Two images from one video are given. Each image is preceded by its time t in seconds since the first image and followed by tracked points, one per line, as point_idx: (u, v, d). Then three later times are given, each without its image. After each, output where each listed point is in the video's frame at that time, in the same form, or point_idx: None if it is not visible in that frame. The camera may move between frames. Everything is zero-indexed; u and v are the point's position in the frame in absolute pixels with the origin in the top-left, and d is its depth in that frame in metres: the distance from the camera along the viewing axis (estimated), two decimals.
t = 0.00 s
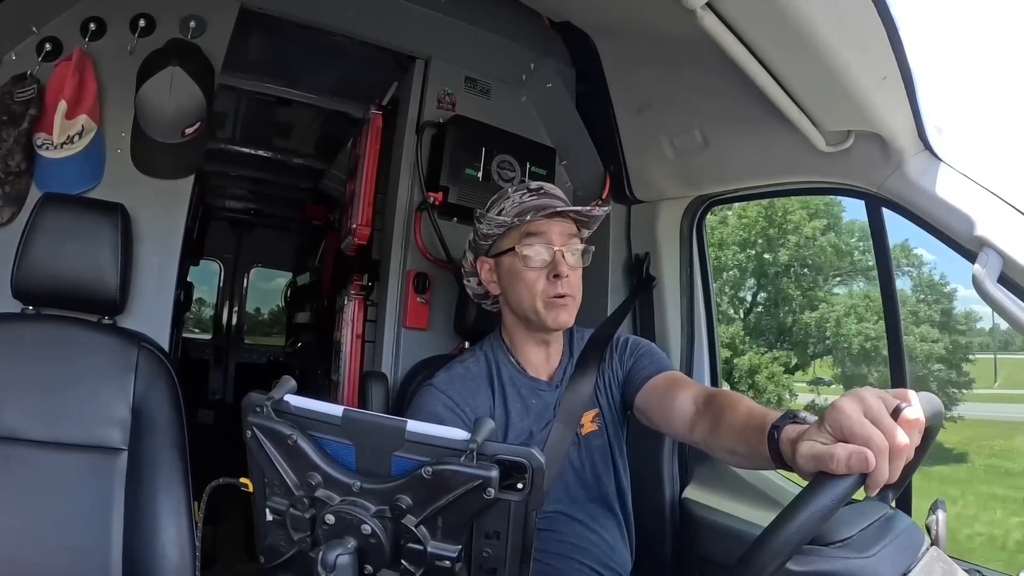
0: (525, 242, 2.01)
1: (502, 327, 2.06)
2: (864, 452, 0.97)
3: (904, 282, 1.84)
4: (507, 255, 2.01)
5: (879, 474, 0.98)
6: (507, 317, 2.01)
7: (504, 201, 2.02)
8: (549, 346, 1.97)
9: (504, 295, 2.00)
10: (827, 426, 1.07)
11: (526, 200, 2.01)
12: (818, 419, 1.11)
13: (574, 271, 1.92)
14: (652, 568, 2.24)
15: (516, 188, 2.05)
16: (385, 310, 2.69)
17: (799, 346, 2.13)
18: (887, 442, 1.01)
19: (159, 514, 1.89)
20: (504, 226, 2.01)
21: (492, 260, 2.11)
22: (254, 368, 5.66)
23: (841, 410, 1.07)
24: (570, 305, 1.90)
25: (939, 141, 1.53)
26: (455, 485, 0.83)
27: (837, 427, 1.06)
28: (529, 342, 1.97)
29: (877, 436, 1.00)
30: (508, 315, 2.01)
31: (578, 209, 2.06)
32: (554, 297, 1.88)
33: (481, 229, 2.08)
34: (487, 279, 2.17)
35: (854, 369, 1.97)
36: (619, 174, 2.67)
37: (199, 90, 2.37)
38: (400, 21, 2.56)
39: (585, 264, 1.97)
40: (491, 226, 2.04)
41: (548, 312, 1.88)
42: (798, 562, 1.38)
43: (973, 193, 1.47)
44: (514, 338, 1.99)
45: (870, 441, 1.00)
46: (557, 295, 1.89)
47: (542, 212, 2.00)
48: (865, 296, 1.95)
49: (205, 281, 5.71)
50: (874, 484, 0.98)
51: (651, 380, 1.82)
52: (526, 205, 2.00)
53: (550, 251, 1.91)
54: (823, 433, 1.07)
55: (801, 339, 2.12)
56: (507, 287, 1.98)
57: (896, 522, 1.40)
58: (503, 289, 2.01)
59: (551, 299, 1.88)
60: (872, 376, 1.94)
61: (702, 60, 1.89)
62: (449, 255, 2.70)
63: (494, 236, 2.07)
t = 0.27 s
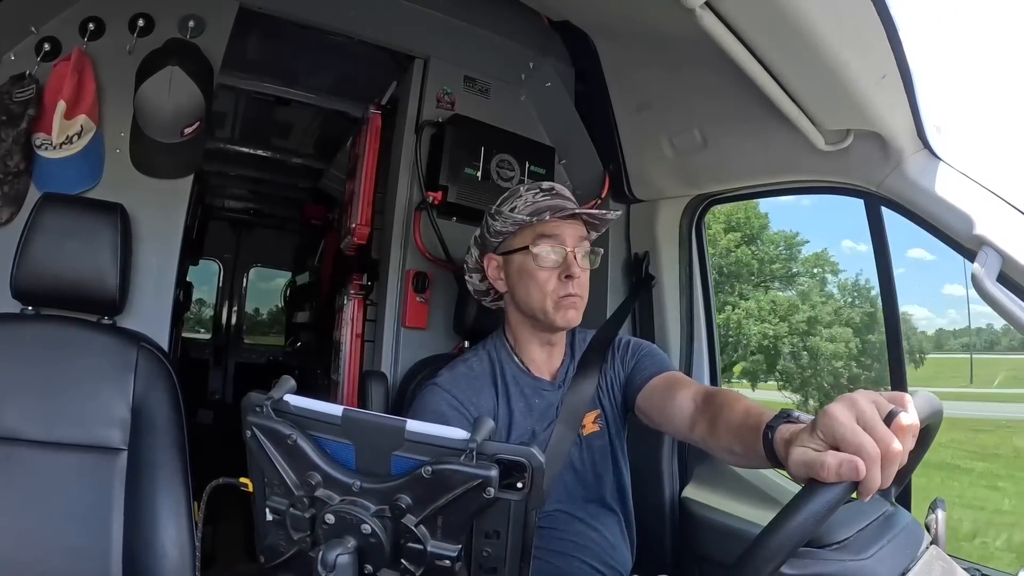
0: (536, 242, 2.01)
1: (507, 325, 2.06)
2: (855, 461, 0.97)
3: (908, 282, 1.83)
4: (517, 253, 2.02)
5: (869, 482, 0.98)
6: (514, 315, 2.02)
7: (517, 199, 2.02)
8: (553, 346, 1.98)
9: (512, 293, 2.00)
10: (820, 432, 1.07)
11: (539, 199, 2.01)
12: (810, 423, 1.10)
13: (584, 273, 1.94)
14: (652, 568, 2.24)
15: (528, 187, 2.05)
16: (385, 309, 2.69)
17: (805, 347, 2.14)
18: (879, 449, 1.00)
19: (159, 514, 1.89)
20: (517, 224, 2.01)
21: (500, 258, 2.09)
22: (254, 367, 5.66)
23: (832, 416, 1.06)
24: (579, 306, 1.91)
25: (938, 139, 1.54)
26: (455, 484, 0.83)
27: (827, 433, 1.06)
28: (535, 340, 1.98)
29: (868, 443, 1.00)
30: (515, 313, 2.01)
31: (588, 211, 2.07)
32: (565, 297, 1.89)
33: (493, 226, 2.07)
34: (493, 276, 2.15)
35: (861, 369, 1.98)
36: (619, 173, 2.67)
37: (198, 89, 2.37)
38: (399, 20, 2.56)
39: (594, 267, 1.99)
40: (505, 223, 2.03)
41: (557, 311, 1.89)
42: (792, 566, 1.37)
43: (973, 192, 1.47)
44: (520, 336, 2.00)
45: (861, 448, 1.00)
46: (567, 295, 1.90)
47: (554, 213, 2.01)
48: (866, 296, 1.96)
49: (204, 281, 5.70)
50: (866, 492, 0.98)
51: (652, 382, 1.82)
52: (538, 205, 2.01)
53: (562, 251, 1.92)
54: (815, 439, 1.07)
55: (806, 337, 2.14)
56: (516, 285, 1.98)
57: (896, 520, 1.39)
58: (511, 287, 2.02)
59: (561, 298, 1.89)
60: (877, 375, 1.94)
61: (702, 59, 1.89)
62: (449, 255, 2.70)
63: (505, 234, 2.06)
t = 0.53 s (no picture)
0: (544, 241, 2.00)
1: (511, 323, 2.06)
2: (857, 455, 0.97)
3: (908, 282, 1.83)
4: (524, 251, 2.01)
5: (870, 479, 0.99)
6: (519, 313, 2.01)
7: (526, 198, 2.01)
8: (557, 347, 1.98)
9: (517, 292, 2.00)
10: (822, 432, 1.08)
11: (549, 199, 2.01)
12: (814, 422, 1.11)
13: (591, 273, 1.94)
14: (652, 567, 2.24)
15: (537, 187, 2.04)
16: (385, 309, 2.69)
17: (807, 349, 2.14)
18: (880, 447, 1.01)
19: (160, 514, 1.89)
20: (527, 223, 2.00)
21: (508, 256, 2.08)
22: (255, 367, 5.66)
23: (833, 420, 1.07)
24: (586, 306, 1.91)
25: (938, 138, 1.54)
26: (456, 484, 0.83)
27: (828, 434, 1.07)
28: (538, 340, 1.97)
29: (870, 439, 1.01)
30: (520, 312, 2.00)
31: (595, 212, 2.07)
32: (572, 296, 1.89)
33: (503, 223, 2.05)
34: (500, 275, 2.13)
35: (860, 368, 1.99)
36: (619, 172, 2.67)
37: (198, 89, 2.37)
38: (399, 20, 2.56)
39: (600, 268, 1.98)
40: (515, 221, 2.02)
41: (563, 310, 1.88)
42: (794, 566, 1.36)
43: (973, 191, 1.47)
44: (524, 335, 1.99)
45: (864, 444, 1.00)
46: (574, 295, 1.89)
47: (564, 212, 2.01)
48: (864, 296, 1.96)
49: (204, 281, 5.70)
50: (869, 488, 0.98)
51: (657, 387, 1.82)
52: (548, 204, 2.00)
53: (570, 251, 1.91)
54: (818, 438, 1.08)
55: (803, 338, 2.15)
56: (522, 283, 1.98)
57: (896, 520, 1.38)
58: (517, 285, 2.01)
59: (568, 298, 1.89)
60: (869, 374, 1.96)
61: (702, 59, 1.89)
62: (449, 254, 2.70)
63: (514, 232, 2.05)
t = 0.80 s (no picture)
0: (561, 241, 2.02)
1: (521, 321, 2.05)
2: (847, 465, 0.96)
3: (908, 283, 1.83)
4: (540, 249, 2.02)
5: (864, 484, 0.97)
6: (530, 311, 2.01)
7: (543, 196, 2.02)
8: (564, 347, 1.98)
9: (530, 289, 2.00)
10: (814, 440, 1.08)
11: (569, 199, 2.02)
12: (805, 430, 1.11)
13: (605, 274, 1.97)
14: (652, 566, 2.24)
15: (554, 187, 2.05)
16: (385, 309, 2.69)
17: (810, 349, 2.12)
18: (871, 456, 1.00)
19: (160, 514, 1.89)
20: (547, 220, 2.01)
21: (522, 254, 2.08)
22: (255, 367, 5.67)
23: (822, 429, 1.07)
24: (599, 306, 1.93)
25: (938, 137, 1.54)
26: (456, 484, 0.83)
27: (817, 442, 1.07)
28: (548, 340, 1.98)
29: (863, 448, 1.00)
30: (532, 309, 2.01)
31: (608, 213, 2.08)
32: (588, 295, 1.91)
33: (522, 219, 2.05)
34: (513, 271, 2.11)
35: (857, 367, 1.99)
36: (618, 172, 2.67)
37: (197, 89, 2.37)
38: (399, 20, 2.56)
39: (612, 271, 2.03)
40: (536, 218, 2.02)
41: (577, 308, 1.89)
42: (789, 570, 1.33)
43: (973, 190, 1.47)
44: (534, 333, 1.99)
45: (855, 454, 1.00)
46: (590, 294, 1.92)
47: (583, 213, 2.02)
48: (864, 296, 1.95)
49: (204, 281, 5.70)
50: (859, 497, 0.97)
51: (659, 387, 1.83)
52: (566, 204, 2.02)
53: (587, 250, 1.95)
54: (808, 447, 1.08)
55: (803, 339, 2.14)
56: (537, 280, 1.98)
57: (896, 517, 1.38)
58: (531, 282, 2.01)
59: (583, 296, 1.91)
60: (845, 373, 2.02)
61: (701, 58, 1.89)
62: (449, 254, 2.70)
63: (533, 229, 2.05)
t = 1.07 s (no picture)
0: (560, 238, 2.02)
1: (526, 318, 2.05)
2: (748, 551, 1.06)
3: (907, 283, 1.83)
4: (541, 246, 2.02)
5: (785, 558, 1.02)
6: (536, 309, 2.02)
7: (539, 195, 2.01)
8: (573, 340, 2.00)
9: (533, 287, 2.01)
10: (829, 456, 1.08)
11: (567, 194, 2.01)
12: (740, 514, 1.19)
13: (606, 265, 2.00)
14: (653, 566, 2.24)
15: (548, 185, 2.03)
16: (386, 310, 2.69)
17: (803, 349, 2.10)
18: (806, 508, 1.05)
19: (161, 514, 1.89)
20: (545, 218, 2.01)
21: (523, 253, 2.07)
22: (256, 367, 5.67)
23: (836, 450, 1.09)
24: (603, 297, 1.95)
25: (939, 137, 1.54)
26: (457, 484, 0.83)
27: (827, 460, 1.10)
28: (554, 335, 2.00)
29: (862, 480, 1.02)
30: (538, 307, 2.01)
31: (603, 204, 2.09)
32: (591, 288, 1.93)
33: (520, 219, 2.04)
34: (516, 274, 2.10)
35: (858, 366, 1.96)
36: (619, 171, 2.67)
37: (198, 89, 2.37)
38: (399, 19, 2.56)
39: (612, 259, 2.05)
40: (534, 217, 2.02)
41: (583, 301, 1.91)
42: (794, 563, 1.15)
43: (974, 189, 1.47)
44: (540, 330, 2.01)
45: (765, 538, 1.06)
46: (593, 286, 1.94)
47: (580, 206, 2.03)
48: (864, 296, 1.95)
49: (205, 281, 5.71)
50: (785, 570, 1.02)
51: (667, 397, 1.89)
52: (564, 199, 2.01)
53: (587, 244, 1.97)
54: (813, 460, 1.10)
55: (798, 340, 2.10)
56: (540, 278, 1.98)
57: (898, 519, 1.29)
58: (534, 281, 2.01)
59: (587, 289, 1.92)
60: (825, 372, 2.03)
61: (702, 58, 1.89)
62: (450, 253, 2.71)
63: (532, 228, 2.04)
